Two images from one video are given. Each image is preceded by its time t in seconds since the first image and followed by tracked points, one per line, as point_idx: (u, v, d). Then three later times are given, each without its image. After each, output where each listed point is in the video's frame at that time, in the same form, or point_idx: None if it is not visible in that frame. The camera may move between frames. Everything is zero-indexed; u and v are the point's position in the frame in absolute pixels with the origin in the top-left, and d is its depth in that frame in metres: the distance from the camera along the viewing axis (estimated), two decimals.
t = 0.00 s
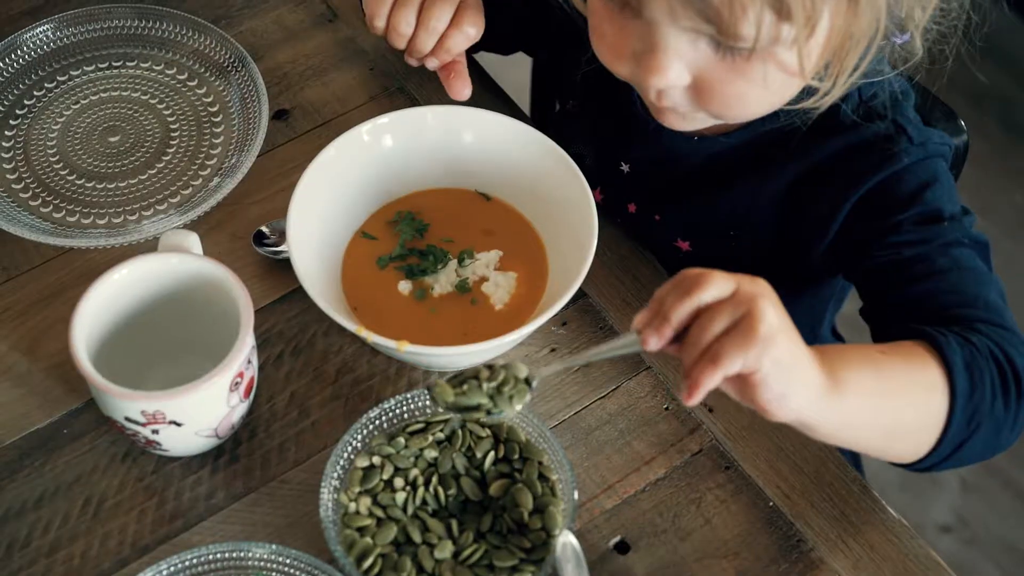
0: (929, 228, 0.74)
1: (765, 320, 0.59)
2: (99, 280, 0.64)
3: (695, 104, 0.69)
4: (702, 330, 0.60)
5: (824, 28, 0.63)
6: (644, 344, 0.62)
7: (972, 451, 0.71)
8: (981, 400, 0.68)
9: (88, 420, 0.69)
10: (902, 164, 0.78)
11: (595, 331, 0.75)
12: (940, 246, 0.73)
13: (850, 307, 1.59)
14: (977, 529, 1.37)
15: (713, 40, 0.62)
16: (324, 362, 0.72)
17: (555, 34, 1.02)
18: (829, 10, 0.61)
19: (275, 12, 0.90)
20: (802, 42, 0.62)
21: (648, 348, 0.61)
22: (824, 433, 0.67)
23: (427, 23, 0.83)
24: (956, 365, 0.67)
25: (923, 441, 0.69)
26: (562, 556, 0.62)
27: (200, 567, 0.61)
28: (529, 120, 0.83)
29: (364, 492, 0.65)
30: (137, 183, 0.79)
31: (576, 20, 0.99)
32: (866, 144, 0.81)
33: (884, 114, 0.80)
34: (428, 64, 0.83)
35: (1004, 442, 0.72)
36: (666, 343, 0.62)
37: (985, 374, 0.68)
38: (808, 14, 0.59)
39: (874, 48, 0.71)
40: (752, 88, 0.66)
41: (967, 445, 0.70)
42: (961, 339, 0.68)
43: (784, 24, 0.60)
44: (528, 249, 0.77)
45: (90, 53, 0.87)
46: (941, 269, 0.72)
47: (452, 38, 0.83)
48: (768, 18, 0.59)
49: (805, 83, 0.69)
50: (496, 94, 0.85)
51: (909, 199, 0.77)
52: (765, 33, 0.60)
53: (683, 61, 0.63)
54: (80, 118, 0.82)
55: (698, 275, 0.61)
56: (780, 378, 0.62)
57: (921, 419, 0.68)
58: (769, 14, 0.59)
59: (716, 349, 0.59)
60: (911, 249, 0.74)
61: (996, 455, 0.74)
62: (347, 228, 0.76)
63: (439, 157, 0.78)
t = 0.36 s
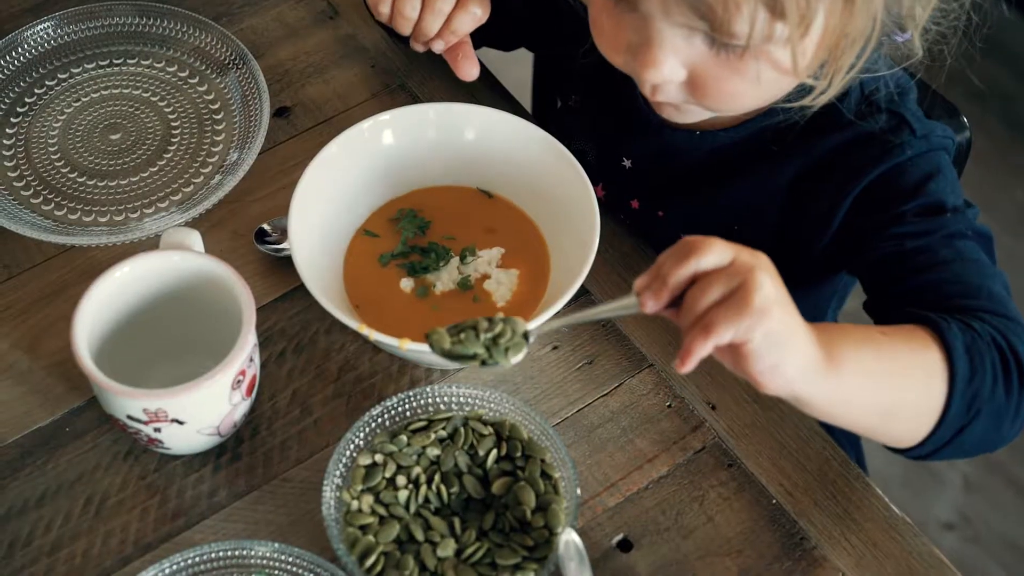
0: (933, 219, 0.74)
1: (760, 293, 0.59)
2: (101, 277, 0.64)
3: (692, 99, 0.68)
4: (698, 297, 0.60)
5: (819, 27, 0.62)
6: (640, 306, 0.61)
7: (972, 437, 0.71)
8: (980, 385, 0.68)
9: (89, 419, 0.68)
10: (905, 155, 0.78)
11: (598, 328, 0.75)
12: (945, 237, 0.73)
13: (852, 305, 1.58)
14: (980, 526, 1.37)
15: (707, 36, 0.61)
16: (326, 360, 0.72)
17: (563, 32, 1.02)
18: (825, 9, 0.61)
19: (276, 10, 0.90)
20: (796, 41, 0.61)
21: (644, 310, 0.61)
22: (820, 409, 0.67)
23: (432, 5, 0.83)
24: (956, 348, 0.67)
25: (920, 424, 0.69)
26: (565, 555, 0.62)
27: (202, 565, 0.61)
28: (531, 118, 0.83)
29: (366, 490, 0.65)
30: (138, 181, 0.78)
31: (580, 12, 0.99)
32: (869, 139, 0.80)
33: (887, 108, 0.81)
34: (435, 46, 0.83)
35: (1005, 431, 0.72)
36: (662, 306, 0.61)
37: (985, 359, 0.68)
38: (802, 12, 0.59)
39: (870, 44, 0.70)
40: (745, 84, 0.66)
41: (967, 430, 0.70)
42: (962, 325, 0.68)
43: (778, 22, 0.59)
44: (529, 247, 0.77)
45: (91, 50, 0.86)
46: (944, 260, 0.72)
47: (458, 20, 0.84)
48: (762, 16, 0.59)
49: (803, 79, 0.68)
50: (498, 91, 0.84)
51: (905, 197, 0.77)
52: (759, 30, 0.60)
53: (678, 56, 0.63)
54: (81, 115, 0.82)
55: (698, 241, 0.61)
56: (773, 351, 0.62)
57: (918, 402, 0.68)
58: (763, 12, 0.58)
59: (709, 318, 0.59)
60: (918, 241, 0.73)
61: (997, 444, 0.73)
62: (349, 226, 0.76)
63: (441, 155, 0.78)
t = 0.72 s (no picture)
0: (930, 222, 0.74)
1: (745, 240, 0.62)
2: (98, 286, 0.64)
3: (675, 101, 0.69)
4: (685, 244, 0.64)
5: (791, 28, 0.61)
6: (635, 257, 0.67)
7: (953, 427, 0.70)
8: (965, 370, 0.68)
9: (87, 427, 0.69)
10: (901, 161, 0.78)
11: (595, 337, 0.75)
12: (941, 240, 0.73)
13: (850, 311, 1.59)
14: (978, 532, 1.37)
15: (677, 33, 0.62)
16: (323, 368, 0.72)
17: (558, 39, 1.02)
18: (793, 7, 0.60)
19: (273, 19, 0.91)
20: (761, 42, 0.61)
21: (635, 255, 0.67)
22: (796, 368, 0.68)
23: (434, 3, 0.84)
24: (944, 330, 0.67)
25: (900, 405, 0.69)
26: (561, 563, 0.61)
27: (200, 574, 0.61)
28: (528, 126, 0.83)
29: (363, 498, 0.65)
30: (136, 190, 0.79)
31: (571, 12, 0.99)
32: (867, 145, 0.81)
33: (884, 115, 0.81)
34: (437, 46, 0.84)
35: (988, 428, 0.71)
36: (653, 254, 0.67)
37: (973, 346, 0.68)
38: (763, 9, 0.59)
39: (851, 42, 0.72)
40: (723, 86, 0.66)
41: (949, 417, 0.69)
42: (952, 312, 0.69)
43: (740, 18, 0.59)
44: (527, 255, 0.77)
45: (89, 60, 0.87)
46: (940, 262, 0.72)
47: (461, 18, 0.84)
48: (722, 12, 0.59)
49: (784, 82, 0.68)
50: (494, 99, 0.85)
51: (907, 195, 0.76)
52: (721, 28, 0.60)
53: (653, 53, 0.64)
54: (79, 125, 0.82)
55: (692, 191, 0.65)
56: (755, 301, 0.64)
57: (900, 378, 0.68)
58: (722, 7, 0.58)
59: (692, 263, 0.63)
60: (915, 243, 0.73)
61: (979, 444, 0.73)
62: (346, 234, 0.76)
63: (438, 163, 0.79)
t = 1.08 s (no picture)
0: (913, 229, 0.74)
1: (708, 221, 0.64)
2: (97, 305, 0.65)
3: (653, 106, 0.70)
4: (653, 232, 0.66)
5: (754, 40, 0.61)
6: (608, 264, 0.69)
7: (925, 425, 0.70)
8: (939, 365, 0.68)
9: (86, 446, 0.69)
10: (887, 171, 0.78)
11: (592, 353, 0.75)
12: (923, 249, 0.73)
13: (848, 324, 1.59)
14: (976, 546, 1.37)
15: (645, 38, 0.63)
16: (321, 386, 0.72)
17: (555, 55, 1.02)
18: (754, 19, 0.60)
19: (272, 36, 0.91)
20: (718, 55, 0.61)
21: (604, 257, 0.69)
22: (770, 351, 0.68)
23: (434, 16, 0.84)
24: (919, 324, 0.68)
25: (872, 396, 0.69)
26: None
27: None
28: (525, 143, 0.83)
29: (361, 516, 0.66)
30: (135, 208, 0.79)
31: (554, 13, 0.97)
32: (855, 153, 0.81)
33: (874, 126, 0.81)
34: (432, 59, 0.84)
35: (959, 430, 0.71)
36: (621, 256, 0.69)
37: (948, 342, 0.69)
38: (720, 21, 0.58)
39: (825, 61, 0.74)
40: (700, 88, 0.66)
41: (921, 412, 0.69)
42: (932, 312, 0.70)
43: (694, 27, 0.59)
44: (524, 272, 0.77)
45: (87, 78, 0.87)
46: (923, 268, 0.72)
47: (459, 32, 0.84)
48: (678, 20, 0.59)
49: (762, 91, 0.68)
50: (491, 117, 0.85)
51: (893, 204, 0.77)
52: (678, 35, 0.60)
53: (625, 57, 0.65)
54: (78, 143, 0.82)
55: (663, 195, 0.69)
56: (725, 276, 0.64)
57: (874, 365, 0.68)
58: (680, 14, 0.59)
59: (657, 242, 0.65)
60: (898, 250, 0.74)
61: (951, 445, 0.73)
62: (343, 253, 0.76)
63: (435, 180, 0.79)
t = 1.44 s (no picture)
0: (906, 223, 0.74)
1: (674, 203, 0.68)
2: (94, 313, 0.65)
3: (649, 114, 0.70)
4: (621, 221, 0.69)
5: (749, 49, 0.62)
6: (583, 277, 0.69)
7: (914, 404, 0.68)
8: (926, 340, 0.67)
9: (82, 453, 0.69)
10: (878, 169, 0.78)
11: (588, 361, 0.76)
12: (915, 241, 0.73)
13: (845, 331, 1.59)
14: (974, 554, 1.37)
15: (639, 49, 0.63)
16: (317, 393, 0.72)
17: (551, 63, 1.02)
18: (749, 30, 0.60)
19: (269, 44, 0.91)
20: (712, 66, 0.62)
21: (582, 270, 0.69)
22: (754, 329, 0.68)
23: (431, 22, 0.83)
24: (904, 302, 0.68)
25: (859, 372, 0.68)
26: None
27: None
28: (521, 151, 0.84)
29: (357, 524, 0.66)
30: (132, 215, 0.79)
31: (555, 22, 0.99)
32: (847, 153, 0.81)
33: (866, 128, 0.81)
34: (428, 64, 0.84)
35: (950, 413, 0.70)
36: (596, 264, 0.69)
37: (936, 318, 0.68)
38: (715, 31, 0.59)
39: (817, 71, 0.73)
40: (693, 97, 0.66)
41: (909, 389, 0.68)
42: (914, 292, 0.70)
43: (690, 37, 0.60)
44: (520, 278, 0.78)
45: (85, 86, 0.87)
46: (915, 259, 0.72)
47: (456, 39, 0.84)
48: (674, 31, 0.60)
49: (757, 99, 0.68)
50: (488, 124, 0.85)
51: (884, 200, 0.77)
52: (674, 46, 0.60)
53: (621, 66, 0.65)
54: (75, 151, 0.83)
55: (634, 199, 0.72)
56: (699, 249, 0.66)
57: (859, 336, 0.67)
58: (676, 26, 0.59)
59: (631, 222, 0.68)
60: (892, 244, 0.74)
61: (942, 430, 0.71)
62: (339, 260, 0.77)
63: (432, 188, 0.79)
